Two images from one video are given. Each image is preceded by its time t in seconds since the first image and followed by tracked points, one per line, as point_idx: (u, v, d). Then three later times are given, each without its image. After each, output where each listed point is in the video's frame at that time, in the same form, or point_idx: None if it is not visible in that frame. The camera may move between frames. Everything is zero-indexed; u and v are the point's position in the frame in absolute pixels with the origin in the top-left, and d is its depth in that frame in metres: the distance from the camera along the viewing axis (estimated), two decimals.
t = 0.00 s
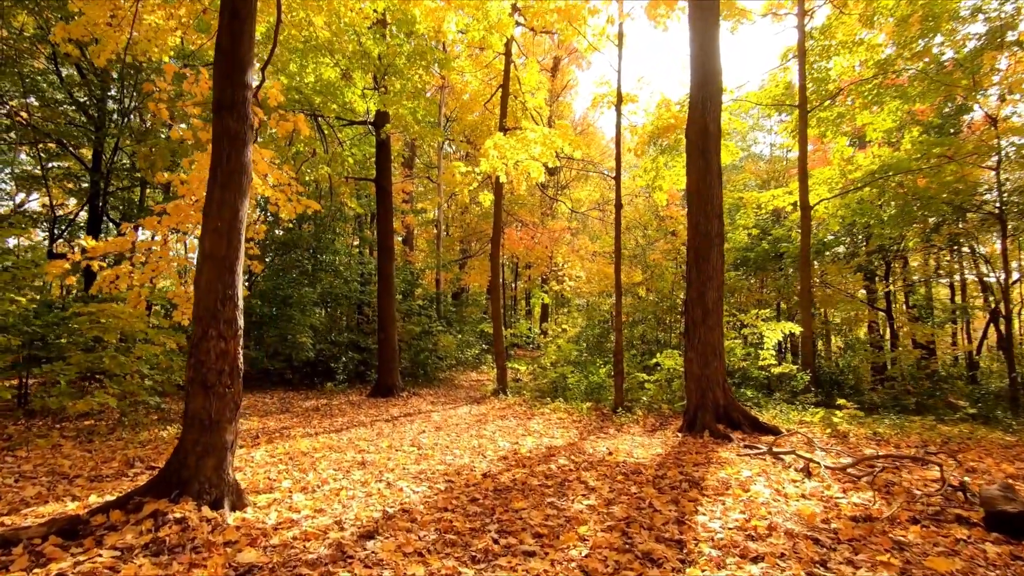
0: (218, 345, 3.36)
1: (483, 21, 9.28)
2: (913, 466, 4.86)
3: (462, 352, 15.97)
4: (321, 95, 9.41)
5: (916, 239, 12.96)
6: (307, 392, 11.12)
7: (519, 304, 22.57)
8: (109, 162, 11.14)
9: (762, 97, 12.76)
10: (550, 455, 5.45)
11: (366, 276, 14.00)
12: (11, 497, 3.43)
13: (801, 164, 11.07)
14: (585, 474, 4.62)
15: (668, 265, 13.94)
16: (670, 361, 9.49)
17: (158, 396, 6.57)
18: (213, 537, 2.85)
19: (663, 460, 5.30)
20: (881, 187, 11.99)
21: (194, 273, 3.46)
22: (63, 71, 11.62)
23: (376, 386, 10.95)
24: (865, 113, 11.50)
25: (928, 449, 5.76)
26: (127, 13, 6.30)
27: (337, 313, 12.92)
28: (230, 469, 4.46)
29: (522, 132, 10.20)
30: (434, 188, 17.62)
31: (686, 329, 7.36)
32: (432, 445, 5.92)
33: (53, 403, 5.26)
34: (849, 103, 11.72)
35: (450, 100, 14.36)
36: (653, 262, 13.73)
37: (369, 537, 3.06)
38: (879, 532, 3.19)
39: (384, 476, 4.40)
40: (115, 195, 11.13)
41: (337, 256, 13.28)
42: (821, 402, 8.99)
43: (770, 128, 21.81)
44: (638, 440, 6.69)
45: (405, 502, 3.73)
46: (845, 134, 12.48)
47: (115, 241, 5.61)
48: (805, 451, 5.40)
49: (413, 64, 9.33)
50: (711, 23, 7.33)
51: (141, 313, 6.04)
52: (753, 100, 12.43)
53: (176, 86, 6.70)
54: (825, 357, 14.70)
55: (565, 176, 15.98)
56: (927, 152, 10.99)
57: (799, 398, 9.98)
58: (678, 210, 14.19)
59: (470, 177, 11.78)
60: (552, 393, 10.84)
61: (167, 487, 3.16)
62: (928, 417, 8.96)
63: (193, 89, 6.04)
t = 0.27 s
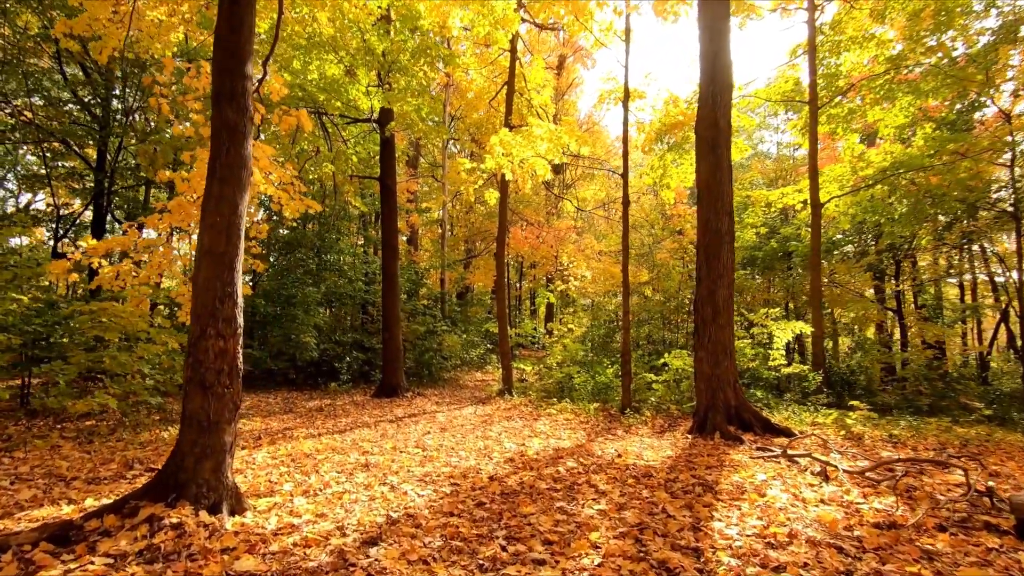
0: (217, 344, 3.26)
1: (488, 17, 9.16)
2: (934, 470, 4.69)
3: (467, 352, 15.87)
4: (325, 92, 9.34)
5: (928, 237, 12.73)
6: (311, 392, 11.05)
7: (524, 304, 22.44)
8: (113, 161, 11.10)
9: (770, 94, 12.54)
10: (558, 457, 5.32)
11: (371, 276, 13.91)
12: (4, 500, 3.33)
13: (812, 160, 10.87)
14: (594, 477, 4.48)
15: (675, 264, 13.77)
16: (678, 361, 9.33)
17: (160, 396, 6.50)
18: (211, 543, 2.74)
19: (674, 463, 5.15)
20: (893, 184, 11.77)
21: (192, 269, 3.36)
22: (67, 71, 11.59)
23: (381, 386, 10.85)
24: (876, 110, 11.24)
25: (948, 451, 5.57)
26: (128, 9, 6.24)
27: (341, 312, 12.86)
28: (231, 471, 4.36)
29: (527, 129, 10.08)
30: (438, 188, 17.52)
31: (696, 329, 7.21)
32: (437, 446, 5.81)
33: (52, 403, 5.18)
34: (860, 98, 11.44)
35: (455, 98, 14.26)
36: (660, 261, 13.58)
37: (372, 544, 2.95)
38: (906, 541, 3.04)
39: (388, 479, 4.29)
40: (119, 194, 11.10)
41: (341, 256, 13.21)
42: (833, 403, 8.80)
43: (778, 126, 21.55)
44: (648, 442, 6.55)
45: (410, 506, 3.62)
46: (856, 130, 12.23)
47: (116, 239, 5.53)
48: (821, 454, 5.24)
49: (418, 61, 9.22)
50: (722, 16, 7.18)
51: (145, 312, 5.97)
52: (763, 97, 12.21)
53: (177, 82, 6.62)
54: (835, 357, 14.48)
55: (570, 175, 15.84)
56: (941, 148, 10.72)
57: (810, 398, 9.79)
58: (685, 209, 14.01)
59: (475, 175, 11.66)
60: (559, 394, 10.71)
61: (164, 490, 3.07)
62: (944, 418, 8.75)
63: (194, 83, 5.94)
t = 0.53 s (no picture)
0: (212, 347, 3.15)
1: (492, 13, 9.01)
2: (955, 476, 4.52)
3: (470, 352, 15.74)
4: (326, 90, 9.23)
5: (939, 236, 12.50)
6: (313, 393, 10.96)
7: (527, 304, 22.30)
8: (115, 161, 11.03)
9: (778, 91, 12.30)
10: (564, 462, 5.18)
11: (374, 276, 13.80)
12: None
13: (820, 158, 10.69)
14: (602, 483, 4.35)
15: (681, 264, 13.60)
16: (685, 362, 9.19)
17: (159, 398, 6.40)
18: (204, 555, 2.63)
19: (684, 468, 5.01)
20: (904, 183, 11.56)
21: (187, 270, 3.25)
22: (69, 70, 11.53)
23: (383, 387, 10.75)
24: (887, 107, 10.96)
25: (967, 456, 5.40)
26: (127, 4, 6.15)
27: (344, 313, 12.77)
28: (229, 476, 4.25)
29: (532, 127, 9.94)
30: (441, 187, 17.39)
31: (704, 330, 7.06)
32: (441, 450, 5.69)
33: (48, 406, 5.08)
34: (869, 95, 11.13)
35: (458, 97, 14.12)
36: (666, 261, 13.43)
37: (373, 556, 2.82)
38: (934, 553, 2.89)
39: (390, 485, 4.17)
40: (120, 194, 11.04)
41: (344, 255, 13.10)
42: (845, 405, 8.62)
43: (784, 124, 21.30)
44: (656, 446, 6.41)
45: (412, 515, 3.49)
46: (866, 128, 12.00)
47: (113, 238, 5.43)
48: (835, 459, 5.09)
49: (421, 58, 9.06)
50: (731, 11, 7.02)
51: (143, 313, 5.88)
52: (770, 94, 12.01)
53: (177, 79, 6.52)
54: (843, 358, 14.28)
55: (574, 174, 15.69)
56: (952, 145, 10.41)
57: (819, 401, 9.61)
58: (691, 208, 13.83)
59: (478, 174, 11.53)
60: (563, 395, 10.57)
61: (157, 499, 2.97)
62: (958, 421, 8.55)
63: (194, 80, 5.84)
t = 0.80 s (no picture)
0: (203, 348, 3.04)
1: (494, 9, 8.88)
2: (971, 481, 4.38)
3: (471, 353, 15.61)
4: (326, 88, 9.12)
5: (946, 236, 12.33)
6: (313, 394, 10.85)
7: (529, 304, 22.15)
8: (114, 160, 10.94)
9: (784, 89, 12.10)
10: (567, 465, 5.06)
11: (375, 276, 13.69)
12: None
13: (826, 156, 10.53)
14: (607, 488, 4.22)
15: (684, 263, 13.47)
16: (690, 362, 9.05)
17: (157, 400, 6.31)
18: (194, 565, 2.52)
19: (691, 471, 4.89)
20: (910, 181, 11.39)
21: (177, 267, 3.14)
22: (68, 69, 11.45)
23: (384, 388, 10.63)
24: (894, 105, 10.75)
25: (981, 459, 5.26)
26: None
27: (344, 313, 12.67)
28: (224, 481, 4.13)
29: (534, 124, 9.81)
30: (443, 187, 17.28)
31: (710, 329, 6.93)
32: (442, 453, 5.57)
33: (41, 408, 4.98)
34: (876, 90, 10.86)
35: (459, 95, 14.00)
36: (669, 260, 13.29)
37: (370, 566, 2.71)
38: (957, 564, 2.75)
39: (389, 490, 4.04)
40: (119, 193, 10.96)
41: (344, 255, 13.00)
42: (853, 407, 8.47)
43: (787, 122, 21.11)
44: (661, 448, 6.28)
45: (411, 522, 3.37)
46: (873, 125, 11.84)
47: (107, 237, 5.33)
48: (846, 463, 4.96)
49: (422, 55, 8.91)
50: (737, 5, 6.88)
51: (138, 313, 5.77)
52: (775, 92, 11.84)
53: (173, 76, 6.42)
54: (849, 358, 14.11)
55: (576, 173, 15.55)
56: (960, 143, 10.19)
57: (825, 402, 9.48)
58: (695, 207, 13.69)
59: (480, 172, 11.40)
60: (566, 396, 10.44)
61: (146, 507, 2.86)
62: (968, 422, 8.39)
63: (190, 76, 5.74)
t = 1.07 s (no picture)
0: (191, 345, 2.90)
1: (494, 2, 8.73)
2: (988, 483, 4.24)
3: (472, 352, 15.48)
4: (324, 83, 9.01)
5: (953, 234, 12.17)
6: (312, 394, 10.73)
7: (530, 303, 22.01)
8: (111, 157, 10.82)
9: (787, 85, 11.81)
10: (570, 467, 4.92)
11: (374, 275, 13.55)
12: None
13: (831, 153, 10.39)
14: (612, 491, 4.08)
15: (686, 262, 13.32)
16: (693, 361, 8.91)
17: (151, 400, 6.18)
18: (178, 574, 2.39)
19: (697, 473, 4.75)
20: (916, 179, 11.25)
21: (165, 261, 3.00)
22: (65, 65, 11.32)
23: (383, 387, 10.50)
24: (901, 100, 10.54)
25: (995, 460, 5.12)
26: None
27: (343, 312, 12.54)
28: (216, 484, 4.00)
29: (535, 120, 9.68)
30: (442, 185, 17.14)
31: (715, 328, 6.79)
32: (441, 454, 5.43)
33: (29, 408, 4.85)
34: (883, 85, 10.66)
35: (459, 93, 13.87)
36: (672, 259, 13.15)
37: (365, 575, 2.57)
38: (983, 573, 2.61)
39: (386, 493, 3.91)
40: (116, 191, 10.84)
41: (344, 253, 12.87)
42: (859, 407, 8.32)
43: (789, 120, 20.95)
44: (666, 449, 6.14)
45: (409, 527, 3.24)
46: (878, 122, 11.69)
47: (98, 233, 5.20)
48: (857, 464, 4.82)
49: (421, 50, 8.78)
50: None
51: (131, 311, 5.65)
52: (779, 88, 11.65)
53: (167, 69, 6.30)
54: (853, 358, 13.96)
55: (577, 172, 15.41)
56: (968, 139, 10.03)
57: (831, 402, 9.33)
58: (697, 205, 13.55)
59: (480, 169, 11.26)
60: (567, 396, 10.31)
61: (131, 511, 2.73)
62: (977, 423, 8.24)
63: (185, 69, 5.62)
